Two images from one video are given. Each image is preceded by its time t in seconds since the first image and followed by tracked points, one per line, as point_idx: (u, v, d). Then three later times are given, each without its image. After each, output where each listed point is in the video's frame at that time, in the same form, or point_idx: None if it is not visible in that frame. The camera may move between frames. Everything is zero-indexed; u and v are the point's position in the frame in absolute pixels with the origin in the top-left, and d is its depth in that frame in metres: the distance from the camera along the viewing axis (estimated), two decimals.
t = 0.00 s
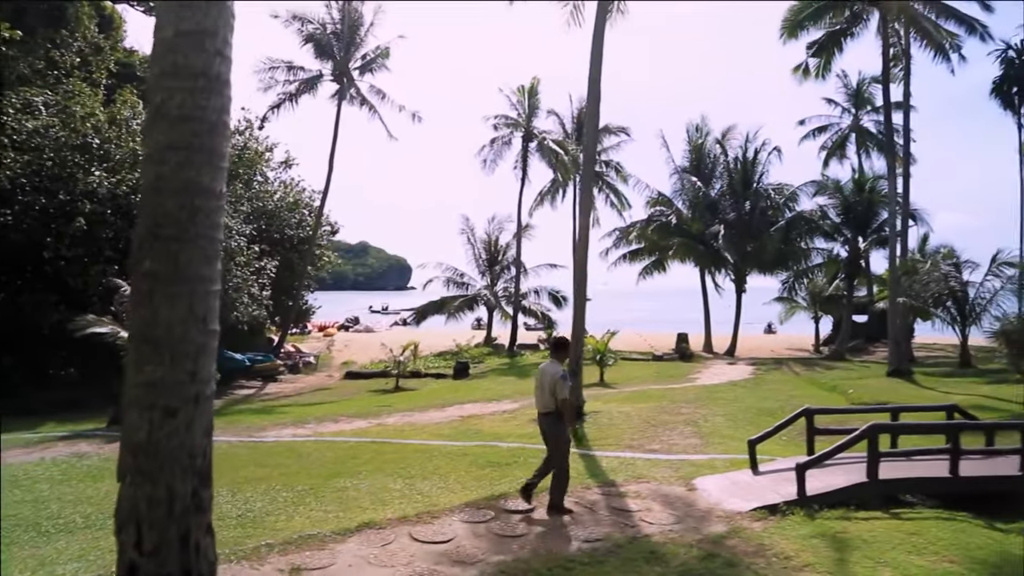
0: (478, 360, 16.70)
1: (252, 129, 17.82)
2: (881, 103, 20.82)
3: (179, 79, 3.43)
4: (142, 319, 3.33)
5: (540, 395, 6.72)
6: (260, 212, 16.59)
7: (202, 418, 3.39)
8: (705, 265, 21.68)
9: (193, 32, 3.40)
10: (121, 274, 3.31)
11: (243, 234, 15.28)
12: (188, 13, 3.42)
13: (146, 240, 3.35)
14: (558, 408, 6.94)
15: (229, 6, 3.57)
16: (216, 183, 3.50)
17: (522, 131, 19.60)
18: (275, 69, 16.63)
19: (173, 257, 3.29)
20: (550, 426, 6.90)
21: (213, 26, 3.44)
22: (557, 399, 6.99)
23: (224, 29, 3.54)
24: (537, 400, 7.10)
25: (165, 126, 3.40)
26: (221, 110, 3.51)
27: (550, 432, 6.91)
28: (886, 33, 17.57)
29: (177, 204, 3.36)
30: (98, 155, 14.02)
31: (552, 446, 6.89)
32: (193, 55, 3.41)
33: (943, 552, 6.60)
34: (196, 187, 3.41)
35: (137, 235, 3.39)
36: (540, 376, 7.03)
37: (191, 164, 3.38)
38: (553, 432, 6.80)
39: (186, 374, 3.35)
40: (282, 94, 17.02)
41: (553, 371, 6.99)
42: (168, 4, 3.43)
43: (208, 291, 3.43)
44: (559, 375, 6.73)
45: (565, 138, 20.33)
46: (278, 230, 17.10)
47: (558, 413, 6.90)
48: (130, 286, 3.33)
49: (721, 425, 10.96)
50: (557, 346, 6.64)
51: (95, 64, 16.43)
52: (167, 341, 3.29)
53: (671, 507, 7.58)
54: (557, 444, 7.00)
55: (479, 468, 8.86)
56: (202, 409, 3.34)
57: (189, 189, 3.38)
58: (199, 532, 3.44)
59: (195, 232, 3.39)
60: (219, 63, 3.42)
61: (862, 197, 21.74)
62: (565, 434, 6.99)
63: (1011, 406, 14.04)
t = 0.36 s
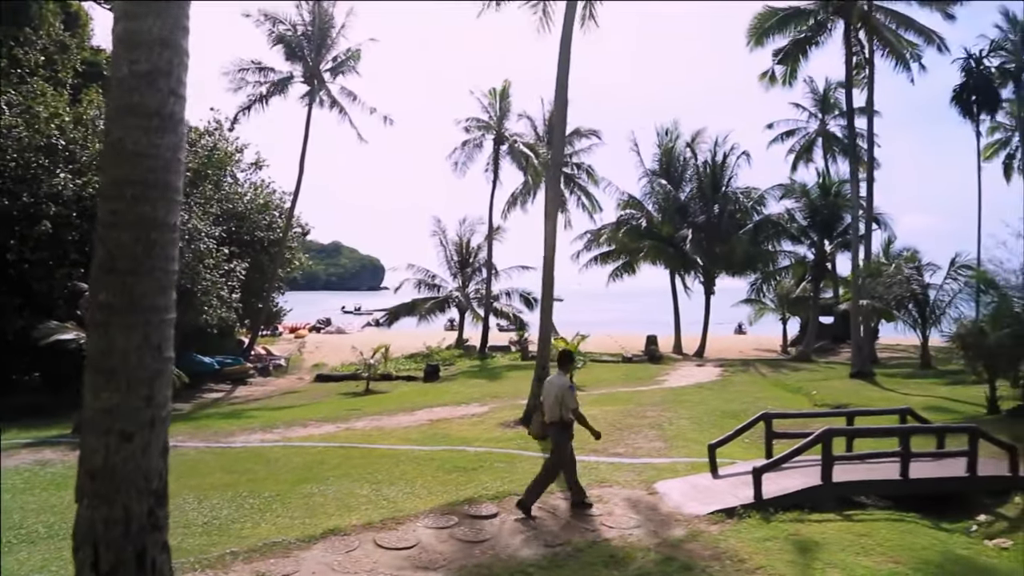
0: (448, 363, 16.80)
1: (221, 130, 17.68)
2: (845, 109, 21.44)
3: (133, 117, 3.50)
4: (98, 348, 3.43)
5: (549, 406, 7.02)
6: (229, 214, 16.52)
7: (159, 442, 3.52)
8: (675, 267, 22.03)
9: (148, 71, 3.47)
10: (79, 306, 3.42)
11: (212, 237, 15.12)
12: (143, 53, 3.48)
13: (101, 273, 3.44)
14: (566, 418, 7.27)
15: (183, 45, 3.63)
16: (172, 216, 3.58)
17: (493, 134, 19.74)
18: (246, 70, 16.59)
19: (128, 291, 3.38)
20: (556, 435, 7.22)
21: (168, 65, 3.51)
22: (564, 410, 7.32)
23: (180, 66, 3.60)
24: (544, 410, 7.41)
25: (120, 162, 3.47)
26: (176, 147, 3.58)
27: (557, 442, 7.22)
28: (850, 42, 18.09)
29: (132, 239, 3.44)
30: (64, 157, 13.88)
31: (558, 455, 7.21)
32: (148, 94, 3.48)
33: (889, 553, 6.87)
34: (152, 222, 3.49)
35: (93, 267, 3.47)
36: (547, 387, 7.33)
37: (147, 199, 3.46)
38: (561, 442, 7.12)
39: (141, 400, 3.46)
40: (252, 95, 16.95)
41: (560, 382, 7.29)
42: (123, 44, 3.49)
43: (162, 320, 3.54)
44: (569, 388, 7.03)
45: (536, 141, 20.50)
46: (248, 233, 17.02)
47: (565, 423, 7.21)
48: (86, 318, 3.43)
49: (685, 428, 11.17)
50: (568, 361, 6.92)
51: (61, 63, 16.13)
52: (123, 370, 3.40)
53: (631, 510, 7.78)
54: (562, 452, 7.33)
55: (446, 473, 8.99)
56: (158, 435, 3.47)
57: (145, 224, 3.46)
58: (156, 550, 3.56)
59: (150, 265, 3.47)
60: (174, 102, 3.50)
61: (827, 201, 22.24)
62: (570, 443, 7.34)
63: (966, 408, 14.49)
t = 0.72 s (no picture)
0: (421, 365, 16.88)
1: (192, 130, 17.55)
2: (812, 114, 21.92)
3: (93, 149, 3.59)
4: (59, 371, 3.54)
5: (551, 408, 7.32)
6: (200, 215, 16.43)
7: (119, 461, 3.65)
8: (646, 269, 22.40)
9: (107, 104, 3.56)
10: (40, 330, 3.52)
11: (183, 238, 15.01)
12: (102, 87, 3.57)
13: (61, 298, 3.54)
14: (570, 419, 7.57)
15: (142, 78, 3.72)
16: (131, 244, 3.68)
17: (467, 136, 19.85)
18: (217, 70, 16.57)
19: (87, 317, 3.49)
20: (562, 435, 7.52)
21: (127, 98, 3.60)
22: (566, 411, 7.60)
23: (139, 99, 3.71)
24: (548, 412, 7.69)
25: (79, 193, 3.56)
26: (134, 177, 3.68)
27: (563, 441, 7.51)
28: (816, 49, 18.51)
29: (91, 266, 3.54)
30: (30, 158, 13.79)
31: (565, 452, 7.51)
32: (106, 126, 3.58)
33: (842, 554, 7.12)
34: (110, 249, 3.59)
35: (53, 293, 3.56)
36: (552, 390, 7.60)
37: (105, 228, 3.55)
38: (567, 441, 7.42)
39: (101, 420, 3.58)
40: (224, 96, 16.87)
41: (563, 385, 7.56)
42: (81, 78, 3.57)
43: (123, 343, 3.66)
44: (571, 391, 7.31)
45: (510, 143, 20.65)
46: (219, 234, 16.96)
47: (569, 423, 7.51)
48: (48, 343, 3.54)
49: (652, 430, 11.39)
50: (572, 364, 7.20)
51: (27, 62, 15.99)
52: (83, 393, 3.51)
53: (595, 514, 7.96)
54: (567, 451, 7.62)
55: (414, 477, 9.11)
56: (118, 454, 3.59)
57: (104, 252, 3.56)
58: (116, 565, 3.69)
59: (109, 291, 3.57)
60: (134, 134, 3.61)
61: (796, 204, 22.67)
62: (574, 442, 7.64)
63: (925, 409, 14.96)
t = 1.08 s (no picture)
0: (395, 367, 16.94)
1: (164, 130, 17.42)
2: (782, 118, 22.31)
3: (55, 174, 3.63)
4: (22, 392, 3.61)
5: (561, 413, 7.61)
6: (172, 217, 16.31)
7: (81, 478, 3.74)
8: (619, 271, 22.70)
9: (70, 131, 3.62)
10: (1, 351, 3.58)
11: (154, 240, 14.89)
12: (62, 114, 3.63)
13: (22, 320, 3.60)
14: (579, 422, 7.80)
15: (105, 104, 3.78)
16: (93, 265, 3.75)
17: (441, 137, 19.92)
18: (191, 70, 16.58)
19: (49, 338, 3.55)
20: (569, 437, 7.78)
21: (89, 124, 3.66)
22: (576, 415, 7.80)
23: (101, 124, 3.76)
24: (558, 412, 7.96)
25: (40, 217, 3.61)
26: (96, 202, 3.74)
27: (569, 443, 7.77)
28: (786, 55, 18.85)
29: (54, 288, 3.61)
30: None
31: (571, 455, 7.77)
32: (69, 152, 3.63)
33: (800, 554, 7.34)
34: (72, 271, 3.65)
35: (16, 314, 3.63)
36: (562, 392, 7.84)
37: (66, 252, 3.61)
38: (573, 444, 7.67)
39: (64, 438, 3.65)
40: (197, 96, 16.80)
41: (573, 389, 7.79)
42: (42, 104, 3.63)
43: (85, 362, 3.72)
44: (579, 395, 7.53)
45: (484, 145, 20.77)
46: (191, 235, 16.83)
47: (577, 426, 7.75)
48: (10, 366, 3.59)
49: (620, 432, 11.59)
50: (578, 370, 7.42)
51: None
52: (46, 414, 3.58)
53: (561, 517, 8.13)
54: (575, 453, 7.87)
55: (384, 481, 9.22)
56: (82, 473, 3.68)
57: (64, 275, 3.62)
58: None
59: (71, 312, 3.64)
60: (96, 159, 3.67)
61: (767, 207, 23.02)
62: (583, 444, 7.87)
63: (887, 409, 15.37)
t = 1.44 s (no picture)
0: (370, 369, 17.01)
1: (137, 130, 17.29)
2: (755, 121, 22.65)
3: (21, 196, 3.70)
4: None
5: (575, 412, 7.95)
6: (144, 218, 16.20)
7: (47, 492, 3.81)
8: (594, 273, 22.98)
9: (36, 153, 3.69)
10: None
11: (127, 241, 14.80)
12: (28, 137, 3.69)
13: None
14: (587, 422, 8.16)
15: (71, 127, 3.85)
16: (60, 284, 3.82)
17: (417, 139, 19.97)
18: (164, 70, 16.51)
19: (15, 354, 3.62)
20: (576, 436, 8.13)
21: (54, 146, 3.72)
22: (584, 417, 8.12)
23: (65, 146, 3.82)
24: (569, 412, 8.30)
25: (8, 237, 3.68)
26: (63, 222, 3.81)
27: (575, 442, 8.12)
28: (758, 60, 19.15)
29: (20, 307, 3.67)
30: None
31: (576, 453, 8.10)
32: (35, 174, 3.70)
33: (761, 554, 7.55)
34: (38, 290, 3.72)
35: None
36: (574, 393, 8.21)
37: (34, 272, 3.67)
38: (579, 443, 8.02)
39: (31, 451, 3.72)
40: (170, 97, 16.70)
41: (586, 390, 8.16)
42: (8, 127, 3.69)
43: (51, 377, 3.79)
44: (590, 395, 7.89)
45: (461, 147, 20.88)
46: (165, 237, 16.72)
47: (585, 426, 8.11)
48: None
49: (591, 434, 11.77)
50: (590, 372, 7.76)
51: None
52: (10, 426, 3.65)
53: (530, 519, 8.31)
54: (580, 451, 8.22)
55: (356, 485, 9.33)
56: (49, 485, 3.76)
57: (31, 293, 3.69)
58: None
59: (38, 329, 3.72)
60: (63, 180, 3.74)
61: (740, 209, 23.39)
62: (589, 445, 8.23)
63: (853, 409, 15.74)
